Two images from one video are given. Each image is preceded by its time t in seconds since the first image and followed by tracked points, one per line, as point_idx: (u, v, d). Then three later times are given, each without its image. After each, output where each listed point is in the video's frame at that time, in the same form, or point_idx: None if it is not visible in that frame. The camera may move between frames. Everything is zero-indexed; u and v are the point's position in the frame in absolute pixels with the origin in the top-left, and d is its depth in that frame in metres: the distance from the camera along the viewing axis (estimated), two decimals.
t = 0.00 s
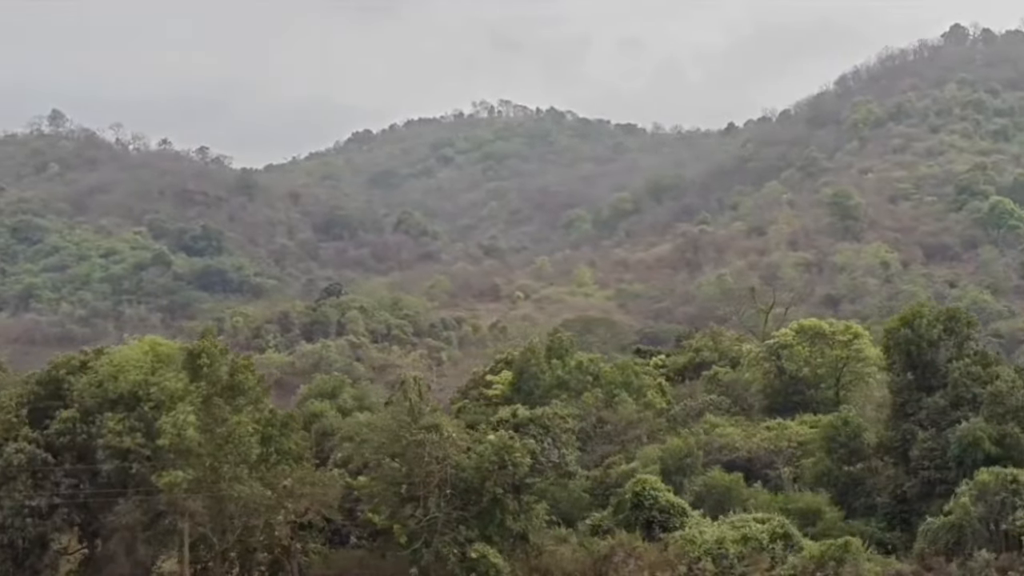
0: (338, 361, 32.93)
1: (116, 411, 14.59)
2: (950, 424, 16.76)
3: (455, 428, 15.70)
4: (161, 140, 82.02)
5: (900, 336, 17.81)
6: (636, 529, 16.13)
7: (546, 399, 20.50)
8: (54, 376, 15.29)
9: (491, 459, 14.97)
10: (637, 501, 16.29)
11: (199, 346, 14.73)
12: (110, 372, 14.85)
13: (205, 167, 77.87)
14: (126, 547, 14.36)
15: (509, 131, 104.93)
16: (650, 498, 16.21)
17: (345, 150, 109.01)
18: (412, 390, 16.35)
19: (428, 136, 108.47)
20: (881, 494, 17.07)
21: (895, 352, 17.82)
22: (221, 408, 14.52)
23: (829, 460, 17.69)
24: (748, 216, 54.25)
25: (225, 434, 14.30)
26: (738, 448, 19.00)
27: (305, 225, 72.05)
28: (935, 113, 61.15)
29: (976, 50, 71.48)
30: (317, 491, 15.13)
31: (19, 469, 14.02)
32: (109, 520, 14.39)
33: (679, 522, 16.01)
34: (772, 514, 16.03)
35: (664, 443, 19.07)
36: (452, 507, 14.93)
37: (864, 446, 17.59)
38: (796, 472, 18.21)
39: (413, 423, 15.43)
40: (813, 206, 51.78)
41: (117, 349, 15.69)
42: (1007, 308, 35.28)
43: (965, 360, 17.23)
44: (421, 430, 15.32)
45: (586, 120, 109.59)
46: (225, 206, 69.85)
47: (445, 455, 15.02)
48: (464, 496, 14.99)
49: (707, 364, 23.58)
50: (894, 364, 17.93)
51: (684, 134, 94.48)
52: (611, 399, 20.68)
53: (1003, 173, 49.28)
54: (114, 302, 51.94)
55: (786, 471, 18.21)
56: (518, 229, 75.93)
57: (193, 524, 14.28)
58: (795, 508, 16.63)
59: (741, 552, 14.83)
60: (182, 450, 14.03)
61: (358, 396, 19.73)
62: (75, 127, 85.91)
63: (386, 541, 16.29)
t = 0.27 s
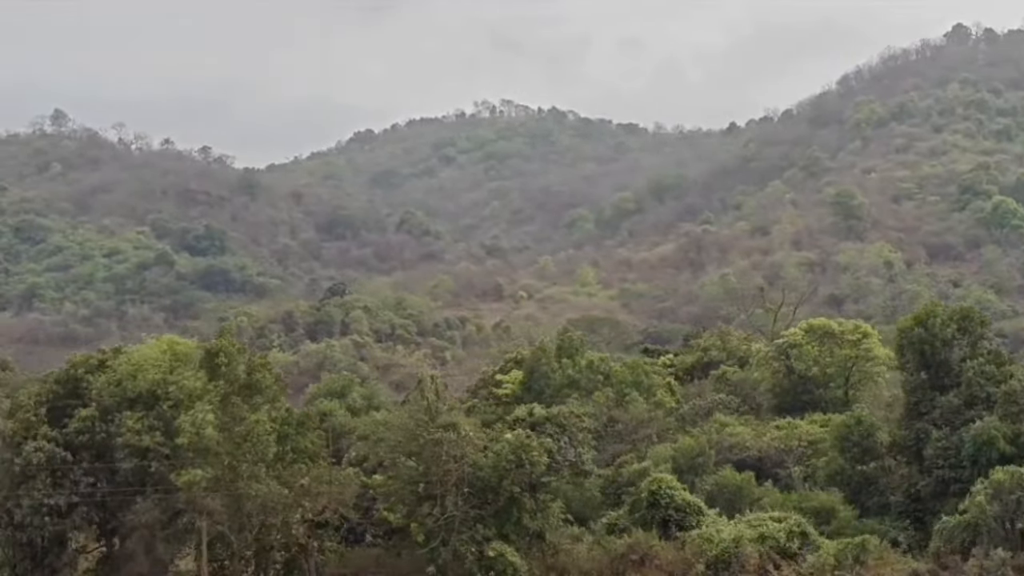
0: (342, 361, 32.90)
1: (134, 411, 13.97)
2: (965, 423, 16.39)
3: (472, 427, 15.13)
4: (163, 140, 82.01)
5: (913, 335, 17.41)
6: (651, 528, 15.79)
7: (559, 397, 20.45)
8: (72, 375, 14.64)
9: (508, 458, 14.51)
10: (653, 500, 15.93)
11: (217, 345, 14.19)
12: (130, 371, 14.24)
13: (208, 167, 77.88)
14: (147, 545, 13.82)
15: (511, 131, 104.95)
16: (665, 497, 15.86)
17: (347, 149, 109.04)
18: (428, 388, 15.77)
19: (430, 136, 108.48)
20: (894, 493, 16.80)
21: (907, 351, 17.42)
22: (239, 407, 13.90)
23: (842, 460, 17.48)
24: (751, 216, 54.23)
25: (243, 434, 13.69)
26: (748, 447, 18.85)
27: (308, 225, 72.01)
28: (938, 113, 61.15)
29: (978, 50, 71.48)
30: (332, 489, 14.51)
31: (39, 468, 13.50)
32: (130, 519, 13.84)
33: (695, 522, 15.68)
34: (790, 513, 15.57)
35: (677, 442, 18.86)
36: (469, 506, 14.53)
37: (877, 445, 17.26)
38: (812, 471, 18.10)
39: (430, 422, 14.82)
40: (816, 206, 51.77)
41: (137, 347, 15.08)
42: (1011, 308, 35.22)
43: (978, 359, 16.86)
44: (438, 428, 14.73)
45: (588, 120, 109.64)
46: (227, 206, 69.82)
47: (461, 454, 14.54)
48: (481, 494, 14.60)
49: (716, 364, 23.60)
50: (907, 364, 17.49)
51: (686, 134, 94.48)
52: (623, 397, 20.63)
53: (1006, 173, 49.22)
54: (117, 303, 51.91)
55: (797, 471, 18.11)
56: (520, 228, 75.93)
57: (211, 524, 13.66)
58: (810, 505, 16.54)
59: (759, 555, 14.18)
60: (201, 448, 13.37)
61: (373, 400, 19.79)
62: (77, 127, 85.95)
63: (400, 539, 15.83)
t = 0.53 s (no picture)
0: (347, 360, 32.89)
1: (153, 409, 14.61)
2: (980, 422, 16.39)
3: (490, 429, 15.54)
4: (166, 140, 82.04)
5: (927, 334, 17.32)
6: (668, 527, 15.69)
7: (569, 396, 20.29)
8: (90, 374, 15.15)
9: (526, 457, 14.83)
10: (670, 499, 15.81)
11: (235, 346, 14.91)
12: (148, 370, 14.92)
13: (211, 167, 77.88)
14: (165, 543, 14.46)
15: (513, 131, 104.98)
16: (681, 495, 15.73)
17: (349, 149, 109.03)
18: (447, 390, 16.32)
19: (432, 136, 108.49)
20: (908, 492, 16.84)
21: (921, 350, 17.35)
22: (257, 407, 14.56)
23: (856, 459, 17.41)
24: (754, 216, 54.19)
25: (261, 434, 14.29)
26: (758, 447, 18.75)
27: (311, 224, 72.02)
28: (941, 113, 61.22)
29: (981, 50, 71.52)
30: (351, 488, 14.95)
31: (60, 465, 14.04)
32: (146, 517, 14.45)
33: (711, 521, 15.54)
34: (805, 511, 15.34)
35: (688, 441, 18.80)
36: (487, 505, 14.78)
37: (890, 444, 17.23)
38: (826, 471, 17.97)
39: (447, 422, 15.37)
40: (820, 206, 51.74)
41: (152, 346, 15.73)
42: (1016, 307, 35.22)
43: (992, 359, 16.89)
44: (455, 429, 15.23)
45: (590, 120, 109.68)
46: (230, 206, 69.85)
47: (479, 453, 14.88)
48: (498, 493, 14.87)
49: (724, 363, 23.52)
50: (920, 362, 17.43)
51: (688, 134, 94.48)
52: (634, 397, 20.52)
53: (1010, 172, 49.24)
54: (120, 302, 51.91)
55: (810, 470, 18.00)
56: (523, 228, 75.89)
57: (229, 523, 14.13)
58: (824, 504, 16.31)
59: (778, 552, 14.05)
60: (220, 448, 14.05)
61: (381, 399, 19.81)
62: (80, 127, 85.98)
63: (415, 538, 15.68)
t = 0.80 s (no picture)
0: (351, 360, 32.87)
1: (171, 408, 14.59)
2: (994, 422, 16.21)
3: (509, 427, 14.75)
4: (168, 140, 82.07)
5: (943, 333, 17.30)
6: (684, 527, 15.39)
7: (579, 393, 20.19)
8: (109, 373, 15.34)
9: (543, 456, 14.12)
10: (685, 499, 15.66)
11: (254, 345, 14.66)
12: (165, 369, 14.89)
13: (214, 167, 77.86)
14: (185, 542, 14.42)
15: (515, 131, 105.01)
16: (697, 495, 15.59)
17: (351, 149, 109.08)
18: (464, 387, 15.70)
19: (434, 136, 108.53)
20: (922, 492, 16.56)
21: (935, 350, 17.40)
22: (276, 406, 13.89)
23: (870, 458, 17.40)
24: (757, 216, 54.15)
25: (280, 432, 13.52)
26: (769, 446, 18.58)
27: (314, 224, 72.00)
28: (944, 113, 61.20)
29: (983, 50, 71.50)
30: (368, 486, 14.19)
31: (78, 465, 14.10)
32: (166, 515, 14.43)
33: (729, 520, 15.49)
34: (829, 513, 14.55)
35: (700, 441, 18.59)
36: (505, 504, 14.15)
37: (904, 444, 17.23)
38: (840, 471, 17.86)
39: (465, 421, 14.49)
40: (823, 205, 51.72)
41: (171, 346, 15.75)
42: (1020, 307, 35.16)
43: (1007, 359, 16.79)
44: (473, 427, 14.37)
45: (592, 120, 109.71)
46: (232, 205, 69.86)
47: (495, 453, 14.12)
48: (517, 492, 14.26)
49: (733, 363, 23.51)
50: (935, 361, 17.48)
51: (690, 134, 94.51)
52: (643, 395, 20.51)
53: (1012, 172, 49.21)
54: (123, 302, 51.92)
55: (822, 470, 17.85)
56: (525, 228, 75.87)
57: (247, 522, 13.59)
58: (838, 504, 16.20)
59: (798, 553, 13.34)
60: (239, 447, 13.44)
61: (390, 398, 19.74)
62: (83, 127, 85.96)
63: (430, 537, 15.21)
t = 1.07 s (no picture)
0: (356, 359, 32.87)
1: (190, 408, 14.18)
2: (1010, 422, 15.92)
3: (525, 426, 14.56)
4: (171, 140, 82.13)
5: (958, 334, 17.12)
6: (703, 526, 14.97)
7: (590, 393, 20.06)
8: (127, 373, 14.93)
9: (560, 456, 13.91)
10: (701, 498, 15.25)
11: (271, 343, 14.73)
12: (185, 368, 14.43)
13: (217, 167, 77.89)
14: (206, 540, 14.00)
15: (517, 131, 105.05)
16: (715, 495, 15.15)
17: (354, 149, 109.13)
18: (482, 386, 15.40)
19: (437, 136, 108.58)
20: (936, 492, 16.48)
21: (949, 350, 17.25)
22: (293, 404, 14.30)
23: (883, 459, 17.42)
24: (761, 216, 54.15)
25: (299, 432, 13.77)
26: (780, 446, 18.46)
27: (316, 224, 72.00)
28: (947, 113, 61.23)
29: (986, 49, 71.52)
30: (384, 486, 14.20)
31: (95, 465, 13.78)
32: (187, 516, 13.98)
33: (746, 520, 15.01)
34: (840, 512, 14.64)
35: (711, 442, 18.35)
36: (522, 504, 13.93)
37: (917, 444, 17.31)
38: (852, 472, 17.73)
39: (482, 421, 14.27)
40: (827, 206, 51.71)
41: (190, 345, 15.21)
42: None
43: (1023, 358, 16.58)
44: (490, 427, 14.19)
45: (595, 120, 109.77)
46: (235, 206, 69.91)
47: (512, 452, 13.94)
48: (533, 492, 14.06)
49: (741, 363, 23.43)
50: (948, 361, 17.35)
51: (693, 135, 94.55)
52: (654, 395, 20.44)
53: (1016, 172, 49.18)
54: (127, 302, 51.95)
55: (832, 470, 17.74)
56: (528, 229, 75.88)
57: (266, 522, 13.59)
58: (853, 503, 16.05)
59: (818, 553, 13.32)
60: (257, 446, 13.53)
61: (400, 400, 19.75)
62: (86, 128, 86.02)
63: (446, 537, 15.01)
